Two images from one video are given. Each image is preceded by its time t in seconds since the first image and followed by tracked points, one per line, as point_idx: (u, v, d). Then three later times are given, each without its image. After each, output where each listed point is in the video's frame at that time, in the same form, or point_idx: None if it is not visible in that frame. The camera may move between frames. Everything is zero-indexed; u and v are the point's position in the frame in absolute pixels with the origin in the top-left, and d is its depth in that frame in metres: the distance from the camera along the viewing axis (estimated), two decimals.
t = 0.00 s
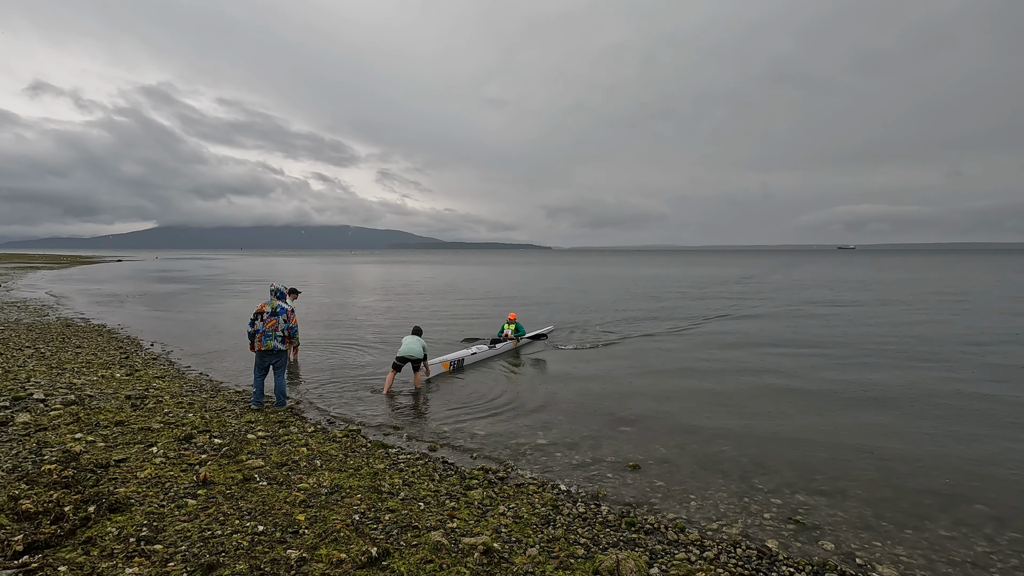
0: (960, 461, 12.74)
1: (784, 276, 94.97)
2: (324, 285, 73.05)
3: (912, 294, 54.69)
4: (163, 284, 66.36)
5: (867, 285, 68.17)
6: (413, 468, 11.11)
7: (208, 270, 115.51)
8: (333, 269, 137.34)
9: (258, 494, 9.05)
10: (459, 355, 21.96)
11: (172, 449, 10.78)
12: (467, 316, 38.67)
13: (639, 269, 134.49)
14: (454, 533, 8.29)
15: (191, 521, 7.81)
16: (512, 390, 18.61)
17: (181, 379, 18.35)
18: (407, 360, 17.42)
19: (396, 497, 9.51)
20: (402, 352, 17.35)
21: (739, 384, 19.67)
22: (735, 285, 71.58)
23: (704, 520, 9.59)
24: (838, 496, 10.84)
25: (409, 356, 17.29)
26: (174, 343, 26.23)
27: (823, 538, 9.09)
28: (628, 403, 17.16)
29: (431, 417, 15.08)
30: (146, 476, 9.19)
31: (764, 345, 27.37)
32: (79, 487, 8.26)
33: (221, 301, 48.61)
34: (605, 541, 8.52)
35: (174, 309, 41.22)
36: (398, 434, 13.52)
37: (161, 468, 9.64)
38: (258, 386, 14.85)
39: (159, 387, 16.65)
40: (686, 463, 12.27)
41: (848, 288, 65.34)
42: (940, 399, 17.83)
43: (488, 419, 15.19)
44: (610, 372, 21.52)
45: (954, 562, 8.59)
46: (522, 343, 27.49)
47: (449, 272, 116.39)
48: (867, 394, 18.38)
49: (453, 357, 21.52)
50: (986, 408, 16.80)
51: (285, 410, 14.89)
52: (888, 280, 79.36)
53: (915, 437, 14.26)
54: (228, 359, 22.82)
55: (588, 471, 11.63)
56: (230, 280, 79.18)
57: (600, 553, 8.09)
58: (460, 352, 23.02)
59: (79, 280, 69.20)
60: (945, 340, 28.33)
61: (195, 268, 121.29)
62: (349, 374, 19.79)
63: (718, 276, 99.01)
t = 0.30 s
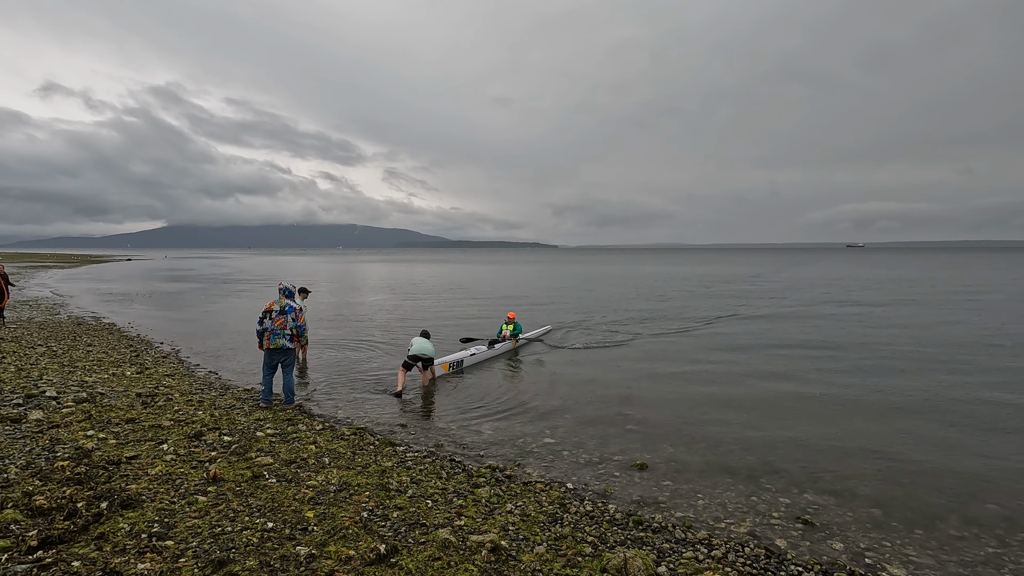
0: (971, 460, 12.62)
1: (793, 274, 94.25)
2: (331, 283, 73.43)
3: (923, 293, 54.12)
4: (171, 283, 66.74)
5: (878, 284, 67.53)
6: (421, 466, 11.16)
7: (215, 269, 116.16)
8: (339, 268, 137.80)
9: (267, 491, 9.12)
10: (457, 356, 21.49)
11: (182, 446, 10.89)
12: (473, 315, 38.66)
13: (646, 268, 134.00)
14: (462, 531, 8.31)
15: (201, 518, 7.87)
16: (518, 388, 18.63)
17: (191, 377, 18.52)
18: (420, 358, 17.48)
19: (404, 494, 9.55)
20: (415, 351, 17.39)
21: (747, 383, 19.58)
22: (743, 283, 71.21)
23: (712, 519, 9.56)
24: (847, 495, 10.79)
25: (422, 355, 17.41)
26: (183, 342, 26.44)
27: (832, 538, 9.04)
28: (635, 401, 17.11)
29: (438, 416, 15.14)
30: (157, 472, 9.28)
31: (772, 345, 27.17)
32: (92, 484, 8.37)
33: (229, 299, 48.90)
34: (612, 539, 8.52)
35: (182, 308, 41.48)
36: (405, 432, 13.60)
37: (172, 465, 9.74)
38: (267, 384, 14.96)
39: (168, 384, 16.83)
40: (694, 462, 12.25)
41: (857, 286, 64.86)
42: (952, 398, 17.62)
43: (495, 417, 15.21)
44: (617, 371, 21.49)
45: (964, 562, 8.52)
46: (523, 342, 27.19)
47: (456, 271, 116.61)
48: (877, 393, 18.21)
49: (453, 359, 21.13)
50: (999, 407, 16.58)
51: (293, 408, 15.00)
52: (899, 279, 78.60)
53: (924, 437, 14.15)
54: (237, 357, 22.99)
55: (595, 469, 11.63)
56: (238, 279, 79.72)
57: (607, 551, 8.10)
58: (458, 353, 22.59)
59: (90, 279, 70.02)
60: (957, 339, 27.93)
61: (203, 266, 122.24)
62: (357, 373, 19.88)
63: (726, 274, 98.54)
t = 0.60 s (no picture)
0: (982, 460, 12.50)
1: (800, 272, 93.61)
2: (338, 282, 73.56)
3: (933, 291, 53.68)
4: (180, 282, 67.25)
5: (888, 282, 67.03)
6: (427, 464, 11.22)
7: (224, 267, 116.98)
8: (346, 266, 138.40)
9: (275, 488, 9.19)
10: (457, 356, 21.12)
11: (191, 443, 11.00)
12: (479, 314, 38.68)
13: (652, 266, 133.66)
14: (469, 529, 8.35)
15: (211, 514, 7.94)
16: (525, 387, 18.68)
17: (200, 374, 18.71)
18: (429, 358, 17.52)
19: (411, 492, 9.61)
20: (424, 352, 17.37)
21: (754, 382, 19.50)
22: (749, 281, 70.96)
23: (719, 518, 9.55)
24: (855, 494, 10.73)
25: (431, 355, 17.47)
26: (192, 340, 26.68)
27: (839, 537, 9.01)
28: (642, 400, 17.09)
29: (445, 414, 15.21)
30: (167, 469, 9.39)
31: (780, 343, 27.02)
32: (103, 480, 8.48)
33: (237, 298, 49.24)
34: (619, 537, 8.53)
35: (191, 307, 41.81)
36: (412, 430, 13.68)
37: (182, 462, 9.85)
38: (275, 382, 15.09)
39: (177, 382, 17.01)
40: (701, 461, 12.24)
41: (867, 284, 64.27)
42: (963, 397, 17.44)
43: (501, 416, 15.27)
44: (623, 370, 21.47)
45: (974, 563, 8.45)
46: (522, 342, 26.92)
47: (462, 270, 116.96)
48: (887, 392, 18.04)
49: (452, 359, 20.79)
50: (1011, 407, 16.37)
51: (301, 406, 15.12)
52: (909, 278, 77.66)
53: (934, 436, 14.04)
54: (246, 356, 23.19)
55: (602, 468, 11.65)
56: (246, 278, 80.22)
57: (614, 549, 8.11)
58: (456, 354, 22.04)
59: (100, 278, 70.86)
60: (969, 338, 27.61)
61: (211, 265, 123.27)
62: (364, 371, 20.00)
63: (733, 272, 98.09)
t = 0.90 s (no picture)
0: (992, 461, 12.36)
1: (810, 271, 92.66)
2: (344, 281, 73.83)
3: (945, 291, 52.96)
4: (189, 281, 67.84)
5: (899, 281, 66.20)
6: (433, 462, 11.27)
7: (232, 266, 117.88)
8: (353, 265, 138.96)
9: (282, 485, 9.24)
10: (455, 357, 20.78)
11: (200, 440, 11.10)
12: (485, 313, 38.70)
13: (660, 265, 132.95)
14: (474, 527, 8.38)
15: (219, 511, 7.98)
16: (530, 385, 18.69)
17: (208, 373, 18.88)
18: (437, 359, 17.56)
19: (416, 490, 9.66)
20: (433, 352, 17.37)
21: (761, 382, 19.39)
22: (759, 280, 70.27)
23: (724, 518, 9.53)
24: (863, 495, 10.65)
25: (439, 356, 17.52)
26: (200, 338, 26.91)
27: (846, 538, 8.95)
28: (648, 400, 17.03)
29: (451, 413, 15.24)
30: (176, 467, 9.47)
31: (788, 343, 26.83)
32: (113, 477, 8.58)
33: (245, 297, 49.59)
34: (624, 537, 8.53)
35: (199, 305, 42.12)
36: (418, 428, 13.75)
37: (190, 459, 9.93)
38: (282, 380, 15.20)
39: (187, 380, 17.19)
40: (707, 460, 12.19)
41: (877, 284, 63.53)
42: (973, 398, 17.25)
43: (507, 414, 15.29)
44: (629, 369, 21.43)
45: (983, 564, 8.37)
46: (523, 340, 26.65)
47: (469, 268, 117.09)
48: (896, 393, 17.88)
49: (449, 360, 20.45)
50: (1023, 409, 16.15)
51: (308, 404, 15.22)
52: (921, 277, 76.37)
53: (945, 436, 13.90)
54: (253, 354, 23.35)
55: (607, 467, 11.64)
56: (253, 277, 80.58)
57: (619, 549, 8.11)
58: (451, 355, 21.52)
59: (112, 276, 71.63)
60: (980, 338, 27.26)
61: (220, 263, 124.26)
62: (370, 369, 20.08)
63: (740, 271, 97.31)
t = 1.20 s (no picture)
0: (1003, 461, 12.24)
1: (818, 271, 91.79)
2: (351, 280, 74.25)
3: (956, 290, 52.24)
4: (197, 279, 68.40)
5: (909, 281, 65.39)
6: (440, 460, 11.31)
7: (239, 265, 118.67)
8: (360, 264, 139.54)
9: (291, 482, 9.27)
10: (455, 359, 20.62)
11: (209, 438, 11.18)
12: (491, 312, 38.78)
13: (666, 264, 132.29)
14: (482, 525, 8.39)
15: (228, 507, 7.97)
16: (536, 384, 18.76)
17: (217, 371, 19.04)
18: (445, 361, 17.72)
19: (424, 488, 9.69)
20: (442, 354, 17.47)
21: (769, 381, 19.29)
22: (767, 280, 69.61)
23: (732, 517, 9.50)
24: (871, 495, 10.58)
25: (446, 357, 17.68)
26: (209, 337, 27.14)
27: (855, 538, 8.89)
28: (654, 399, 17.01)
29: (457, 411, 15.30)
30: (185, 463, 9.51)
31: (796, 343, 26.67)
32: (124, 473, 8.63)
33: (253, 295, 49.99)
34: (631, 535, 8.53)
35: (208, 304, 42.48)
36: (425, 427, 13.80)
37: (200, 456, 9.99)
38: (290, 378, 15.30)
39: (195, 378, 17.32)
40: (714, 460, 12.16)
41: (887, 283, 62.80)
42: (984, 398, 17.07)
43: (513, 413, 15.33)
44: (635, 368, 21.38)
45: (994, 565, 8.30)
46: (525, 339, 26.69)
47: (474, 268, 117.11)
48: (905, 392, 17.74)
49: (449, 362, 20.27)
50: None
51: (316, 402, 15.32)
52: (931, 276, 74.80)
53: (956, 436, 13.74)
54: (261, 352, 23.52)
55: (614, 466, 11.64)
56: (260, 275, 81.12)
57: (626, 547, 8.11)
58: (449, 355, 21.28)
59: (121, 275, 72.24)
60: (992, 338, 26.93)
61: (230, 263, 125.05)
62: (377, 368, 20.21)
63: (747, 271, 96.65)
